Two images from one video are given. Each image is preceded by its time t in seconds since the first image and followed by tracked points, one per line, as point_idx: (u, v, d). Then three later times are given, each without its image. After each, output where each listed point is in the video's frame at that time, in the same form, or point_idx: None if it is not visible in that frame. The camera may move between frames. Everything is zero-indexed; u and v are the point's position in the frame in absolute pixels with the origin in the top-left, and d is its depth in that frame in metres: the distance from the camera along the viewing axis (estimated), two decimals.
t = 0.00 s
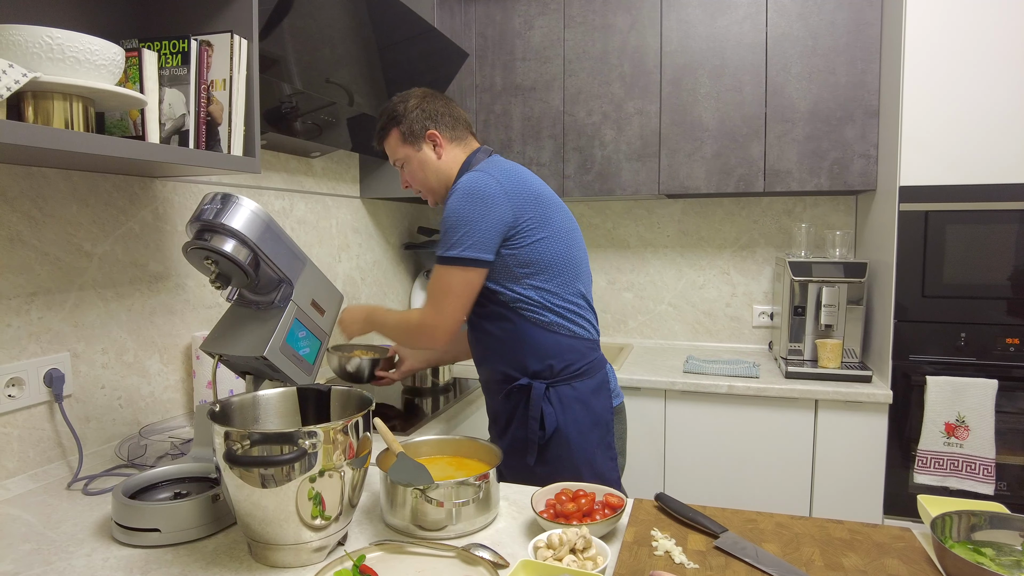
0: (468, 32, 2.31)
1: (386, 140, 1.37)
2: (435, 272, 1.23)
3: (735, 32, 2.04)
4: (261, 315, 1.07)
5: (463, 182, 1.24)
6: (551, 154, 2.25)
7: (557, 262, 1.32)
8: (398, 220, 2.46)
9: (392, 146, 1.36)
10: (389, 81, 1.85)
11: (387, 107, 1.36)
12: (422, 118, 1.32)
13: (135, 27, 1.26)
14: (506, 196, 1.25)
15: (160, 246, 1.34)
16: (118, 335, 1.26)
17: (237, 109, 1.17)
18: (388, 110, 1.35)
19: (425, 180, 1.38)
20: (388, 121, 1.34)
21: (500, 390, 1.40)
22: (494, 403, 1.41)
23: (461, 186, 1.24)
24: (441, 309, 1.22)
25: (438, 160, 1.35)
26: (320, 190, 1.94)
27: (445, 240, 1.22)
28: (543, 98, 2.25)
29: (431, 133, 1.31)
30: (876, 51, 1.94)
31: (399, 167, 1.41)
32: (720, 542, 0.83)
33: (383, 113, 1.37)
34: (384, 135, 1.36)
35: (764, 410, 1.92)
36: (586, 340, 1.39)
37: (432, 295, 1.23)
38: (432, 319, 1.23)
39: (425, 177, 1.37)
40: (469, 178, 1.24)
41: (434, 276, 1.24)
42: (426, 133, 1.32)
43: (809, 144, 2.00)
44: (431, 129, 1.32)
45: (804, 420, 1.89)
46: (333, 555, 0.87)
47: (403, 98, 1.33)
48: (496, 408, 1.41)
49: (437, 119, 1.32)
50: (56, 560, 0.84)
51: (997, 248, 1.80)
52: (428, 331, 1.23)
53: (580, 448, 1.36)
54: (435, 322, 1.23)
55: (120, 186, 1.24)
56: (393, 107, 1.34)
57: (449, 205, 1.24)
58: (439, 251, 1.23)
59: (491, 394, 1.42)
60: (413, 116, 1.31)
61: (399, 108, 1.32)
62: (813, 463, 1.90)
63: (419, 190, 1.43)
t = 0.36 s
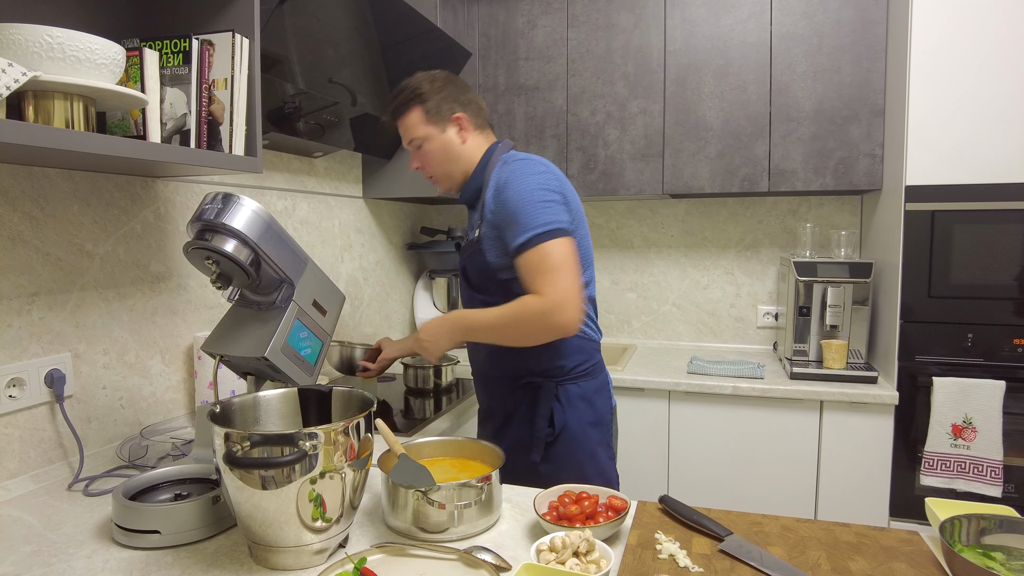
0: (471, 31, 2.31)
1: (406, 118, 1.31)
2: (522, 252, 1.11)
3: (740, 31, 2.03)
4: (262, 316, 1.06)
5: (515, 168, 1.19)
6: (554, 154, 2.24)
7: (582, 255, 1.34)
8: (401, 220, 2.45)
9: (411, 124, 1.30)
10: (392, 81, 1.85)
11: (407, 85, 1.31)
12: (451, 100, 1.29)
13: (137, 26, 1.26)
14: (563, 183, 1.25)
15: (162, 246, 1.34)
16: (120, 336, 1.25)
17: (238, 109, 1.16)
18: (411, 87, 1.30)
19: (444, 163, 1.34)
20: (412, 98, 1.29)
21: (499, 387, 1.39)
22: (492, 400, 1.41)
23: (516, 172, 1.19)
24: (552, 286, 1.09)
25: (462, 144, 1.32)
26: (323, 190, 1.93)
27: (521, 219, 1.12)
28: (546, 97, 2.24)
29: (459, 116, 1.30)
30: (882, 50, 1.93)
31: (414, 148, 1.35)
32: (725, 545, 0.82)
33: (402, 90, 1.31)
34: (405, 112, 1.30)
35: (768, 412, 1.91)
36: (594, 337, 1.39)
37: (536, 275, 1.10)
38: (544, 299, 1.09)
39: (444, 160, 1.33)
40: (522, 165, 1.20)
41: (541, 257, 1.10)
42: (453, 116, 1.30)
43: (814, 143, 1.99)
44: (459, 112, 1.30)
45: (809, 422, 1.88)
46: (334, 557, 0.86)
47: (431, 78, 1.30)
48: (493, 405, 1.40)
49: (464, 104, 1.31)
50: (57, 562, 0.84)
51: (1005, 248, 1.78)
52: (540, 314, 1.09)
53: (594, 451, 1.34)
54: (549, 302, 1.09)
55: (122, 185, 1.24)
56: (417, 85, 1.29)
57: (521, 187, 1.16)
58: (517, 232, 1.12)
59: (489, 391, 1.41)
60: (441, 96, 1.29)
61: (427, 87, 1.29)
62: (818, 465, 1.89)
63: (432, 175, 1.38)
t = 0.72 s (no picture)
0: (474, 30, 2.30)
1: (476, 77, 1.23)
2: (603, 240, 1.20)
3: (745, 29, 2.02)
4: (264, 315, 1.05)
5: (572, 163, 1.26)
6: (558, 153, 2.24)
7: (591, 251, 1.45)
8: (405, 220, 2.45)
9: (474, 89, 1.24)
10: (395, 80, 1.84)
11: (470, 51, 1.25)
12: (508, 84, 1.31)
13: (140, 26, 1.25)
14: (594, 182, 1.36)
15: (165, 245, 1.34)
16: (122, 336, 1.25)
17: (241, 107, 1.15)
18: (478, 54, 1.25)
19: (494, 138, 1.29)
20: (482, 63, 1.25)
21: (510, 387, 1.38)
22: (502, 400, 1.39)
23: (575, 166, 1.26)
24: (636, 265, 1.18)
25: (509, 126, 1.32)
26: (326, 189, 1.93)
27: (599, 209, 1.20)
28: (550, 96, 2.23)
29: (513, 103, 1.33)
30: (888, 47, 1.92)
31: (465, 112, 1.26)
32: (731, 546, 0.81)
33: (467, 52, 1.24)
34: (474, 72, 1.23)
35: (774, 413, 1.89)
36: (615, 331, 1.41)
37: (618, 258, 1.19)
38: (634, 278, 1.17)
39: (495, 136, 1.29)
40: (577, 160, 1.27)
41: (621, 240, 1.19)
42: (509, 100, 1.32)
43: (819, 142, 1.97)
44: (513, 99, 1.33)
45: (814, 422, 1.86)
46: (335, 558, 0.85)
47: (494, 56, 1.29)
48: (504, 404, 1.39)
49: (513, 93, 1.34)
50: (57, 562, 0.83)
51: (1014, 247, 1.77)
52: (630, 292, 1.15)
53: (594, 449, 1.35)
54: (640, 279, 1.17)
55: (125, 184, 1.24)
56: (483, 55, 1.26)
57: (585, 181, 1.23)
58: (597, 221, 1.20)
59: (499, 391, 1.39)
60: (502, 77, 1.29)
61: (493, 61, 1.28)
62: (824, 467, 1.87)
63: (471, 148, 1.29)
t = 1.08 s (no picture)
0: (478, 30, 2.30)
1: (547, 59, 1.16)
2: (643, 247, 1.15)
3: (750, 28, 2.01)
4: (266, 314, 1.05)
5: (624, 166, 1.24)
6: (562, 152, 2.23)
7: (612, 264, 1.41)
8: (408, 219, 2.45)
9: (540, 69, 1.16)
10: (398, 79, 1.84)
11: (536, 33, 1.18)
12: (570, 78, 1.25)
13: (144, 25, 1.26)
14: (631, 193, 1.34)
15: (168, 244, 1.34)
16: (126, 334, 1.25)
17: (244, 105, 1.15)
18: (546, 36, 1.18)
19: (553, 129, 1.20)
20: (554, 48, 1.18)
21: (528, 390, 1.34)
22: (520, 404, 1.35)
23: (628, 170, 1.23)
24: (663, 275, 1.13)
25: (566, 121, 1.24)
26: (330, 188, 1.93)
27: (644, 216, 1.17)
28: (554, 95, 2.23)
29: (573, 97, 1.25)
30: (894, 46, 1.91)
31: (530, 95, 1.16)
32: (734, 547, 0.81)
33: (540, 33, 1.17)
34: (546, 55, 1.16)
35: (778, 413, 1.89)
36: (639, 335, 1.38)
37: (647, 264, 1.14)
38: (661, 286, 1.11)
39: (555, 127, 1.20)
40: (628, 164, 1.24)
41: (657, 250, 1.15)
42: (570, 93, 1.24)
43: (824, 141, 1.96)
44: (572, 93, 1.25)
45: (819, 423, 1.86)
46: (338, 557, 0.85)
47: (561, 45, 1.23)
48: (521, 408, 1.35)
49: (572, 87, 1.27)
50: (60, 560, 0.83)
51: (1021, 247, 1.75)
52: (656, 299, 1.09)
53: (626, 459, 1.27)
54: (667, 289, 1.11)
55: (128, 184, 1.24)
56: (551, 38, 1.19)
57: (638, 187, 1.20)
58: (644, 227, 1.16)
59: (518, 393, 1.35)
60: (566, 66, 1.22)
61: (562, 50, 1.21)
62: (829, 467, 1.86)
63: (527, 133, 1.19)
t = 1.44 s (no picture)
0: (480, 30, 2.30)
1: (592, 77, 1.10)
2: (726, 270, 1.15)
3: (752, 28, 2.01)
4: (270, 314, 1.06)
5: (705, 180, 1.20)
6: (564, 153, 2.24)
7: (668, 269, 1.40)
8: (411, 220, 2.45)
9: (587, 87, 1.10)
10: (401, 80, 1.85)
11: (584, 41, 1.11)
12: (629, 76, 1.15)
13: (148, 28, 1.27)
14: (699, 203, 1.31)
15: (172, 245, 1.35)
16: (130, 334, 1.26)
17: (247, 107, 1.16)
18: (593, 44, 1.11)
19: (607, 144, 1.15)
20: (599, 58, 1.10)
21: (562, 394, 1.28)
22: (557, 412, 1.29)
23: (708, 183, 1.20)
24: (747, 299, 1.14)
25: (626, 126, 1.18)
26: (333, 189, 1.94)
27: (727, 237, 1.15)
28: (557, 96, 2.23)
29: (633, 96, 1.17)
30: (896, 46, 1.90)
31: (576, 116, 1.13)
32: (733, 546, 0.81)
33: (583, 44, 1.11)
34: (589, 71, 1.10)
35: (779, 413, 1.89)
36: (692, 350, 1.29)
37: (731, 289, 1.14)
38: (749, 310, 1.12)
39: (609, 141, 1.15)
40: (708, 177, 1.21)
41: (739, 273, 1.15)
42: (629, 95, 1.16)
43: (826, 142, 1.97)
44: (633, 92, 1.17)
45: (820, 423, 1.86)
46: (340, 555, 0.86)
47: (615, 42, 1.14)
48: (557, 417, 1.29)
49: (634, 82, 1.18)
50: (65, 557, 0.84)
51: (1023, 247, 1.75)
52: (746, 325, 1.10)
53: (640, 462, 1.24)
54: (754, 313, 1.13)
55: (132, 185, 1.25)
56: (599, 43, 1.12)
57: (718, 205, 1.18)
58: (727, 249, 1.15)
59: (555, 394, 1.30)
60: (622, 67, 1.14)
61: (612, 51, 1.13)
62: (831, 468, 1.86)
63: (582, 154, 1.16)
